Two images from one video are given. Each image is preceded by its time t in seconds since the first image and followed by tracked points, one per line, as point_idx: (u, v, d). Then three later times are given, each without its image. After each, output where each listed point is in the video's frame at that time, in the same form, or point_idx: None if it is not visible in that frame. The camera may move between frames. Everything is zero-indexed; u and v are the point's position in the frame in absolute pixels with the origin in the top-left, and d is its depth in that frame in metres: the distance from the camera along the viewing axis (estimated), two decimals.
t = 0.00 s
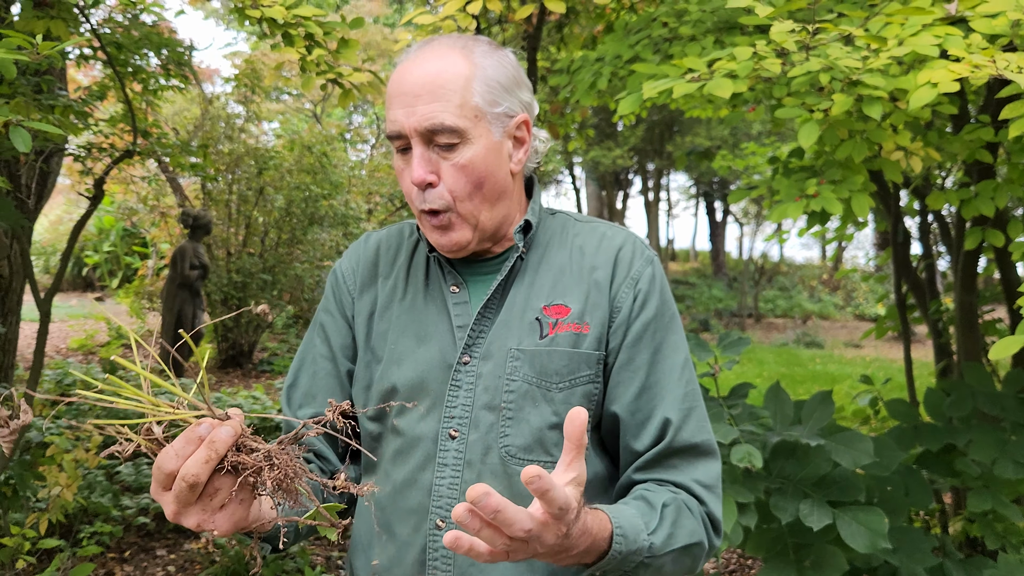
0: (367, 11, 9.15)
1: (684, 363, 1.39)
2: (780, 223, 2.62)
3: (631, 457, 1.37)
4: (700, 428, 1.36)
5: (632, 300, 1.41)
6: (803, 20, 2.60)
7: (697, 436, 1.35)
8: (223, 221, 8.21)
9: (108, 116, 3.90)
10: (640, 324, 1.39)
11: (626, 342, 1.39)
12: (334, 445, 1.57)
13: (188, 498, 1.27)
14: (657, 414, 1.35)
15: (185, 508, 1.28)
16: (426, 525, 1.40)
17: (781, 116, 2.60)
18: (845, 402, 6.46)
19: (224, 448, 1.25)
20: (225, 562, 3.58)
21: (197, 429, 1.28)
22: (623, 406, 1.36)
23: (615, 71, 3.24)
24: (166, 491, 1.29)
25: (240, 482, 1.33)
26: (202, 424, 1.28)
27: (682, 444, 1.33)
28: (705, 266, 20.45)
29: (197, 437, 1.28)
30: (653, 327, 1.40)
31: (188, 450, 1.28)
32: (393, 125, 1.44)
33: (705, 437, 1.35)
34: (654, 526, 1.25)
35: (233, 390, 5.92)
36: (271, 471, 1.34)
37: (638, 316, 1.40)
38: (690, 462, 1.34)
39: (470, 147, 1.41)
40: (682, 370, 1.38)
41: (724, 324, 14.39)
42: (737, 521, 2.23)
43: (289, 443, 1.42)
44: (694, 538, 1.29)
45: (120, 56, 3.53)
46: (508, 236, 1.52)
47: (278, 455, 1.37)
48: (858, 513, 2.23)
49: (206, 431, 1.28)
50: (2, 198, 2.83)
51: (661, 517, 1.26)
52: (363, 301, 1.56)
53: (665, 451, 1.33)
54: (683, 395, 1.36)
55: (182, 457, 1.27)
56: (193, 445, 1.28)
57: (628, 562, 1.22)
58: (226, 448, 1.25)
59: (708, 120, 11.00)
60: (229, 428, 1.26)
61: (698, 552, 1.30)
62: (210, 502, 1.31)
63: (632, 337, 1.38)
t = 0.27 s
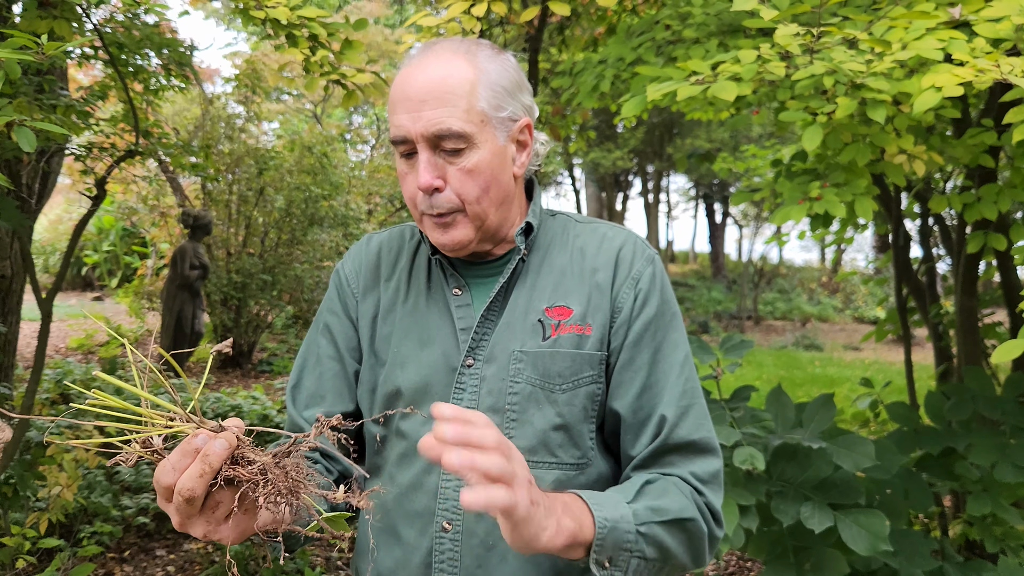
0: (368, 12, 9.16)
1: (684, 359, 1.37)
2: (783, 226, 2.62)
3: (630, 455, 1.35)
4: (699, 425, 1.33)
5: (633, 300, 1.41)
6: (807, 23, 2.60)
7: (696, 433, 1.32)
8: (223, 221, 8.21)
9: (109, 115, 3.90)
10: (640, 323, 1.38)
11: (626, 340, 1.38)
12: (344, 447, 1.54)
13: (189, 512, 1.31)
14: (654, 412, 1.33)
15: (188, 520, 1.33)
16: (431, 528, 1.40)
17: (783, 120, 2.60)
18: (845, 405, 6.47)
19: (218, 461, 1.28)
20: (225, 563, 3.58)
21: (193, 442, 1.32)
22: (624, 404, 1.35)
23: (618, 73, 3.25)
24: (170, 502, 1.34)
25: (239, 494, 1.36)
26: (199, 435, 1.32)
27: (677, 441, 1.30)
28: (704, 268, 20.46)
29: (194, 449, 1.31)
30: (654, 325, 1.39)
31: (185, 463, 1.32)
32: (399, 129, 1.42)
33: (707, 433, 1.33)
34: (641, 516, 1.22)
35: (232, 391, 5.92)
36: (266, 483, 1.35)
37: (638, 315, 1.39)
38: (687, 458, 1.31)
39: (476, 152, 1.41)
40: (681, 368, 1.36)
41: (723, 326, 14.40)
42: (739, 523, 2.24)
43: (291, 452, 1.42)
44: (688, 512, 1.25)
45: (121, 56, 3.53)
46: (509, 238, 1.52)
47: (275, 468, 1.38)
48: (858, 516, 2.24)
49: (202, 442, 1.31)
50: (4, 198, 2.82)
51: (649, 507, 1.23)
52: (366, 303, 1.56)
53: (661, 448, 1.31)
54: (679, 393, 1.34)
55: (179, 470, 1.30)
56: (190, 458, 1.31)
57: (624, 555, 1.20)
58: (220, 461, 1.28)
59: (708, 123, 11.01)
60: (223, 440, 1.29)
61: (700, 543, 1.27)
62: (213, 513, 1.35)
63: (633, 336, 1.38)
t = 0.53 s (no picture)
0: (369, 12, 9.17)
1: (656, 353, 1.38)
2: (783, 227, 2.62)
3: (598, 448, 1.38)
4: (663, 417, 1.32)
5: (624, 297, 1.42)
6: (807, 25, 2.60)
7: (661, 425, 1.32)
8: (223, 221, 8.21)
9: (110, 115, 3.90)
10: (625, 319, 1.40)
11: (618, 336, 1.39)
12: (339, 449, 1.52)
13: (213, 524, 1.35)
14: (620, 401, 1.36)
15: (209, 530, 1.36)
16: (438, 527, 1.41)
17: (784, 121, 2.60)
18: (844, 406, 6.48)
19: (235, 480, 1.30)
20: (224, 562, 3.58)
21: (211, 457, 1.33)
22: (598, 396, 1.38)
23: (618, 74, 3.25)
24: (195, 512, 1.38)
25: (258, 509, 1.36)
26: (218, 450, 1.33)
27: (635, 430, 1.31)
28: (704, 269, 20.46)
29: (212, 465, 1.32)
30: (639, 321, 1.40)
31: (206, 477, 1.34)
32: (408, 130, 1.41)
33: (673, 426, 1.32)
34: (573, 491, 1.26)
35: (231, 390, 5.92)
36: (283, 504, 1.34)
37: (628, 311, 1.41)
38: (647, 448, 1.31)
39: (486, 154, 1.42)
40: (656, 363, 1.37)
41: (723, 327, 14.41)
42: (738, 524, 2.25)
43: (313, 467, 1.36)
44: (631, 498, 1.25)
45: (122, 56, 3.53)
46: (508, 239, 1.53)
47: (294, 486, 1.35)
48: (858, 518, 2.24)
49: (220, 458, 1.32)
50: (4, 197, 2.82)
51: (587, 487, 1.27)
52: (363, 303, 1.54)
53: (622, 437, 1.32)
54: (644, 384, 1.35)
55: (199, 485, 1.33)
56: (209, 474, 1.33)
57: (558, 532, 1.23)
58: (237, 480, 1.30)
59: (708, 124, 11.03)
60: (240, 458, 1.30)
61: (649, 530, 1.26)
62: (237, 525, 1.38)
63: (615, 332, 1.40)
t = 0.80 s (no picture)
0: (369, 13, 9.17)
1: (647, 342, 1.39)
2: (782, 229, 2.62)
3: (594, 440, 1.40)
4: (656, 401, 1.33)
5: (614, 295, 1.45)
6: (807, 27, 2.60)
7: (654, 409, 1.32)
8: (223, 221, 8.21)
9: (110, 115, 3.91)
10: (617, 315, 1.43)
11: (611, 334, 1.42)
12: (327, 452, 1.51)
13: (213, 532, 1.30)
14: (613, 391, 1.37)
15: (210, 537, 1.32)
16: (438, 528, 1.42)
17: (783, 123, 2.61)
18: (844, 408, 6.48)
19: (237, 484, 1.26)
20: (223, 562, 3.58)
21: (208, 463, 1.28)
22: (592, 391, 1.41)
23: (618, 75, 3.25)
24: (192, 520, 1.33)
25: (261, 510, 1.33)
26: (216, 454, 1.28)
27: (626, 415, 1.32)
28: (704, 270, 20.47)
29: (211, 470, 1.28)
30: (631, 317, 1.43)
31: (204, 484, 1.30)
32: (416, 131, 1.41)
33: (665, 409, 1.33)
34: (566, 475, 1.26)
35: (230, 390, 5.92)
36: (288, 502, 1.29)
37: (619, 308, 1.44)
38: (640, 429, 1.31)
39: (492, 159, 1.44)
40: (645, 354, 1.38)
41: (722, 328, 14.41)
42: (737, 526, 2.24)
43: (319, 463, 1.33)
44: (627, 474, 1.26)
45: (123, 56, 3.54)
46: (503, 243, 1.55)
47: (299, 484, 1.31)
48: (856, 520, 2.23)
49: (219, 462, 1.28)
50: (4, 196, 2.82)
51: (582, 471, 1.27)
52: (356, 306, 1.53)
53: (614, 424, 1.33)
54: (635, 371, 1.36)
55: (199, 492, 1.28)
56: (208, 480, 1.29)
57: (555, 516, 1.23)
58: (238, 484, 1.26)
59: (708, 125, 11.04)
60: (240, 462, 1.26)
61: (651, 506, 1.26)
62: (238, 529, 1.34)
63: (607, 329, 1.43)
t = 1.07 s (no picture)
0: (370, 14, 9.18)
1: (644, 328, 1.38)
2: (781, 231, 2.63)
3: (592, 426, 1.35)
4: (655, 374, 1.30)
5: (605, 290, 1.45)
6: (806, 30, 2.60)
7: (652, 380, 1.29)
8: (224, 222, 8.21)
9: (110, 116, 3.91)
10: (610, 311, 1.42)
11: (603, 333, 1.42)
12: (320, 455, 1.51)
13: (200, 515, 1.31)
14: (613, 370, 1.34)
15: (197, 522, 1.33)
16: (435, 533, 1.42)
17: (783, 126, 2.61)
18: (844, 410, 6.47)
19: (230, 468, 1.28)
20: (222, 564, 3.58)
21: (204, 445, 1.31)
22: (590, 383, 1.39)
23: (618, 78, 3.25)
24: (179, 504, 1.33)
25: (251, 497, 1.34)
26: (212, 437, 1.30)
27: (625, 389, 1.29)
28: (705, 272, 20.45)
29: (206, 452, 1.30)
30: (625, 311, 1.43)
31: (197, 467, 1.32)
32: (439, 128, 1.41)
33: (665, 380, 1.29)
34: (565, 436, 1.21)
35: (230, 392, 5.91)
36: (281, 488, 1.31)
37: (613, 303, 1.44)
38: (640, 397, 1.27)
39: (509, 166, 1.44)
40: (640, 336, 1.36)
41: (723, 330, 14.40)
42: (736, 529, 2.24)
43: (313, 450, 1.36)
44: (629, 430, 1.20)
45: (123, 57, 3.54)
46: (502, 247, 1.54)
47: (292, 471, 1.33)
48: (857, 523, 2.23)
49: (215, 445, 1.30)
50: (4, 197, 2.82)
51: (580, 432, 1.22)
52: (351, 309, 1.53)
53: (614, 401, 1.29)
54: (633, 352, 1.34)
55: (192, 473, 1.30)
56: (202, 462, 1.30)
57: (553, 474, 1.17)
58: (232, 468, 1.28)
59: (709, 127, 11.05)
60: (236, 446, 1.28)
61: (655, 465, 1.19)
62: (225, 515, 1.35)
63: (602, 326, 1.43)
